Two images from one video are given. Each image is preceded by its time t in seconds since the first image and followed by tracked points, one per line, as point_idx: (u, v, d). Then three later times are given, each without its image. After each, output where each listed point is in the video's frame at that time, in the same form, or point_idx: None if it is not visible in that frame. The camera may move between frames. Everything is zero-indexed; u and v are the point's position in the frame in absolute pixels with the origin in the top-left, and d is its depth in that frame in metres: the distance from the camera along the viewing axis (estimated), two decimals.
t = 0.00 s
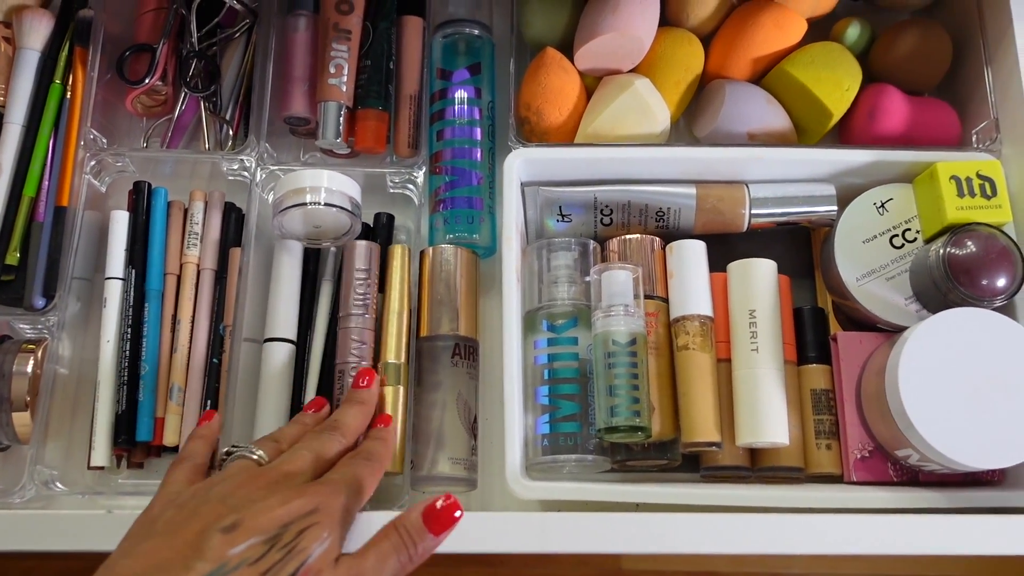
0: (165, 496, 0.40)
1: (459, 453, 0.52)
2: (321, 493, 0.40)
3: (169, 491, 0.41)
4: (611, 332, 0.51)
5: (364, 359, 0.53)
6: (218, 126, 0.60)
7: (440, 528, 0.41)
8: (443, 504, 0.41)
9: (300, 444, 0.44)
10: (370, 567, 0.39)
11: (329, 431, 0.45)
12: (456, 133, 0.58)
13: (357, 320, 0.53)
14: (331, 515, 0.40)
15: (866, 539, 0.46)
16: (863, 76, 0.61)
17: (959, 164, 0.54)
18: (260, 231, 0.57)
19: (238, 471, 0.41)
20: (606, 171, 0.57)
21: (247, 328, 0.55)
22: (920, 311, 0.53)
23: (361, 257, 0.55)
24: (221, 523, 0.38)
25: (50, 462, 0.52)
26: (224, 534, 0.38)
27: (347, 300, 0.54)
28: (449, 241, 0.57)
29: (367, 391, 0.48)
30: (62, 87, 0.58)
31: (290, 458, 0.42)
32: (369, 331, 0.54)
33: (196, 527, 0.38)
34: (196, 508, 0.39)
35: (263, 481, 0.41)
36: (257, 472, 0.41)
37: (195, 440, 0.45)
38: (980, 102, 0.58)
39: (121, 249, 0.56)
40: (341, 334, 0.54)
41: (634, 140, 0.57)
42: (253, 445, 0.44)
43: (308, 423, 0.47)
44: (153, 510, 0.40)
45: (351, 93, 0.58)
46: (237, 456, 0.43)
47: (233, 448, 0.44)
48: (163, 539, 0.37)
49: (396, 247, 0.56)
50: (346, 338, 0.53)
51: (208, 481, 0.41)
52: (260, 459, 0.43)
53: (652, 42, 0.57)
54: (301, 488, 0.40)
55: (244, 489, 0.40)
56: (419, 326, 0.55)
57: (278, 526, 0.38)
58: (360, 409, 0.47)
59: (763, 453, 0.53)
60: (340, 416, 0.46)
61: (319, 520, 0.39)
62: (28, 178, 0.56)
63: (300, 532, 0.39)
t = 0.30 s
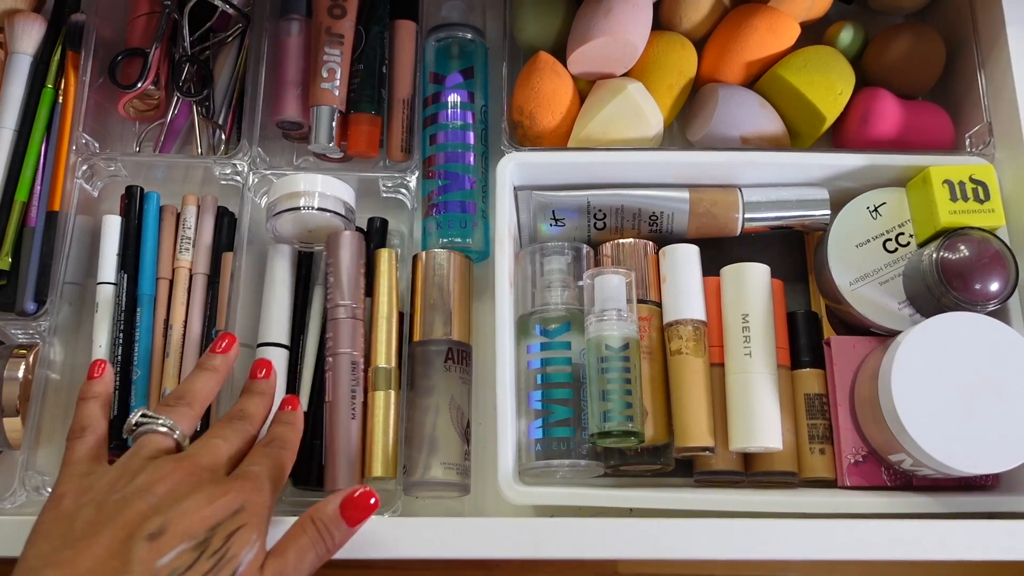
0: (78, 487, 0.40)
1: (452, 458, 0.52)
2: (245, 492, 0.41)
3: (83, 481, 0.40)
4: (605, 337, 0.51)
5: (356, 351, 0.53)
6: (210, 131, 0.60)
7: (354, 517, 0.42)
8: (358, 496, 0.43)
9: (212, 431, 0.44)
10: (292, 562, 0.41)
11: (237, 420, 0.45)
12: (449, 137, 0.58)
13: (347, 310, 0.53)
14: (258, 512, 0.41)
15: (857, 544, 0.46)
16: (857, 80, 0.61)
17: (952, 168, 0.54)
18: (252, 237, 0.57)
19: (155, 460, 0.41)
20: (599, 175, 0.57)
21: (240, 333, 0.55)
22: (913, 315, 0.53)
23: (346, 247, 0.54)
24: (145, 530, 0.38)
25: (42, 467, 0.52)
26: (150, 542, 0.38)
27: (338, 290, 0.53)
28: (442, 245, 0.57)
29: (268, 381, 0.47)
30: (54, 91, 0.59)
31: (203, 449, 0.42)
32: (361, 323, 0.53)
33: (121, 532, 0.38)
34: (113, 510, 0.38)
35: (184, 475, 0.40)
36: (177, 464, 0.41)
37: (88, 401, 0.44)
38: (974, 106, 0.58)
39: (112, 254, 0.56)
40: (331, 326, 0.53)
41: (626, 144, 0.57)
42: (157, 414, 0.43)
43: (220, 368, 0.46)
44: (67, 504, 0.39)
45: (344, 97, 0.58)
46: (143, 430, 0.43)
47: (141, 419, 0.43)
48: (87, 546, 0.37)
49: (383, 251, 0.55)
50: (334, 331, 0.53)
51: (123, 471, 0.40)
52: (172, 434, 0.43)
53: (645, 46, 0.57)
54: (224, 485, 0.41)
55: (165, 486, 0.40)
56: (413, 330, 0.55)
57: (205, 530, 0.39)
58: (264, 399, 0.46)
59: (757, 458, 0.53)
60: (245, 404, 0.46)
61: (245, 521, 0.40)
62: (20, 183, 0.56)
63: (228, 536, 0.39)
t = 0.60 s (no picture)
0: (87, 486, 0.41)
1: (461, 462, 0.52)
2: (247, 495, 0.41)
3: (93, 483, 0.41)
4: (609, 341, 0.51)
5: (363, 356, 0.53)
6: (215, 133, 0.61)
7: (365, 534, 0.42)
8: (371, 512, 0.42)
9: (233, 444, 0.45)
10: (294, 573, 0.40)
11: (261, 435, 0.46)
12: (454, 141, 0.58)
13: (359, 315, 0.54)
14: (257, 516, 0.41)
15: (862, 549, 0.46)
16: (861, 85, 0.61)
17: (956, 174, 0.54)
18: (258, 241, 0.58)
19: (165, 461, 0.42)
20: (603, 180, 0.57)
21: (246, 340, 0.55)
22: (917, 321, 0.53)
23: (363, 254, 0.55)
24: (143, 521, 0.38)
25: (46, 470, 0.52)
26: (146, 533, 0.38)
27: (353, 293, 0.54)
28: (447, 249, 0.57)
29: (307, 412, 0.48)
30: (59, 94, 0.58)
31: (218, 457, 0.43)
32: (370, 327, 0.54)
33: (117, 523, 0.38)
34: (115, 503, 0.39)
35: (189, 476, 0.41)
36: (183, 466, 0.42)
37: (107, 408, 0.46)
38: (977, 112, 0.59)
39: (118, 256, 0.56)
40: (342, 330, 0.54)
41: (631, 149, 0.57)
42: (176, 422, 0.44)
43: (239, 382, 0.47)
44: (73, 502, 0.40)
45: (349, 101, 0.58)
46: (158, 435, 0.44)
47: (155, 425, 0.44)
48: (85, 535, 0.38)
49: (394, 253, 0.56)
50: (346, 334, 0.53)
51: (131, 471, 0.41)
52: (185, 440, 0.44)
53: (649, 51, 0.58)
54: (227, 486, 0.41)
55: (169, 483, 0.40)
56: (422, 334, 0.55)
57: (202, 526, 0.39)
58: (293, 424, 0.47)
59: (761, 462, 0.53)
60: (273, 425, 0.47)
61: (244, 523, 0.40)
62: (24, 186, 0.56)
63: (223, 534, 0.39)
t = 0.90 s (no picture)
0: (54, 504, 0.41)
1: (466, 465, 0.52)
2: (216, 514, 0.41)
3: (61, 499, 0.41)
4: (611, 345, 0.51)
5: (365, 358, 0.53)
6: (220, 135, 0.61)
7: (329, 551, 0.42)
8: (335, 529, 0.42)
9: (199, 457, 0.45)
10: None
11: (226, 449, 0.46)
12: (458, 144, 0.58)
13: (361, 317, 0.54)
14: (225, 537, 0.41)
15: (863, 556, 0.46)
16: (865, 91, 0.61)
17: (960, 181, 0.54)
18: (262, 241, 0.58)
19: (131, 479, 0.42)
20: (606, 184, 0.57)
21: (246, 348, 0.55)
22: (920, 326, 0.53)
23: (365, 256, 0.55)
24: (106, 547, 0.39)
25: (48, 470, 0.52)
26: (109, 558, 0.38)
27: (355, 295, 0.54)
28: (450, 252, 0.57)
29: (271, 426, 0.48)
30: (64, 93, 0.58)
31: (183, 473, 0.43)
32: (372, 330, 0.54)
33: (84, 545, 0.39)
34: (81, 525, 0.40)
35: (157, 495, 0.41)
36: (150, 484, 0.42)
37: (70, 421, 0.45)
38: (981, 118, 0.59)
39: (121, 257, 0.56)
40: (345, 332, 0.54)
41: (634, 153, 0.57)
42: (140, 436, 0.44)
43: (209, 396, 0.47)
44: (40, 521, 0.40)
45: (353, 103, 0.58)
46: (124, 450, 0.44)
47: (122, 440, 0.44)
48: (50, 560, 0.38)
49: (397, 255, 0.56)
50: (348, 336, 0.53)
51: (99, 489, 0.41)
52: (153, 456, 0.44)
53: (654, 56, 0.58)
54: (196, 506, 0.41)
55: (134, 505, 0.40)
56: (425, 336, 0.55)
57: (167, 551, 0.39)
58: (259, 436, 0.47)
59: (762, 468, 0.53)
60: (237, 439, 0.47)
61: (211, 544, 0.40)
62: (29, 185, 0.56)
63: (189, 557, 0.39)
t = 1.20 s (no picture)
0: (63, 496, 0.41)
1: (468, 466, 0.52)
2: (219, 511, 0.40)
3: (68, 492, 0.41)
4: (614, 347, 0.51)
5: (368, 358, 0.53)
6: (224, 135, 0.61)
7: (336, 558, 0.41)
8: (345, 536, 0.41)
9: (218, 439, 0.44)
10: None
11: (251, 430, 0.45)
12: (462, 145, 0.58)
13: (364, 317, 0.54)
14: (227, 535, 0.40)
15: (865, 559, 0.46)
16: (869, 94, 0.61)
17: (963, 185, 0.54)
18: (265, 242, 0.58)
19: (141, 469, 0.42)
20: (610, 186, 0.57)
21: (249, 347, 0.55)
22: (923, 330, 0.53)
23: (368, 256, 0.55)
24: (103, 544, 0.38)
25: (49, 468, 0.52)
26: (105, 556, 0.38)
27: (358, 297, 0.54)
28: (453, 253, 0.57)
29: (313, 397, 0.47)
30: (69, 93, 0.58)
31: (199, 459, 0.42)
32: (375, 330, 0.54)
33: (85, 539, 0.38)
34: (80, 520, 0.39)
35: (159, 492, 0.40)
36: (151, 479, 0.41)
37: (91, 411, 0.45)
38: (985, 122, 0.59)
39: (123, 256, 0.56)
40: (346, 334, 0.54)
41: (637, 155, 0.57)
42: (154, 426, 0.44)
43: (230, 386, 0.46)
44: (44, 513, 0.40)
45: (357, 104, 0.58)
46: (139, 440, 0.44)
47: (135, 430, 0.44)
48: (45, 555, 0.38)
49: (399, 257, 0.56)
50: (351, 336, 0.53)
51: (106, 481, 0.41)
52: (166, 446, 0.44)
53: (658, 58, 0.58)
54: (197, 502, 0.40)
55: (137, 500, 0.40)
56: (428, 337, 0.55)
57: (164, 549, 0.39)
58: (294, 411, 0.46)
59: (765, 470, 0.53)
60: (271, 415, 0.46)
61: (210, 542, 0.39)
62: (33, 184, 0.56)
63: (186, 557, 0.39)
